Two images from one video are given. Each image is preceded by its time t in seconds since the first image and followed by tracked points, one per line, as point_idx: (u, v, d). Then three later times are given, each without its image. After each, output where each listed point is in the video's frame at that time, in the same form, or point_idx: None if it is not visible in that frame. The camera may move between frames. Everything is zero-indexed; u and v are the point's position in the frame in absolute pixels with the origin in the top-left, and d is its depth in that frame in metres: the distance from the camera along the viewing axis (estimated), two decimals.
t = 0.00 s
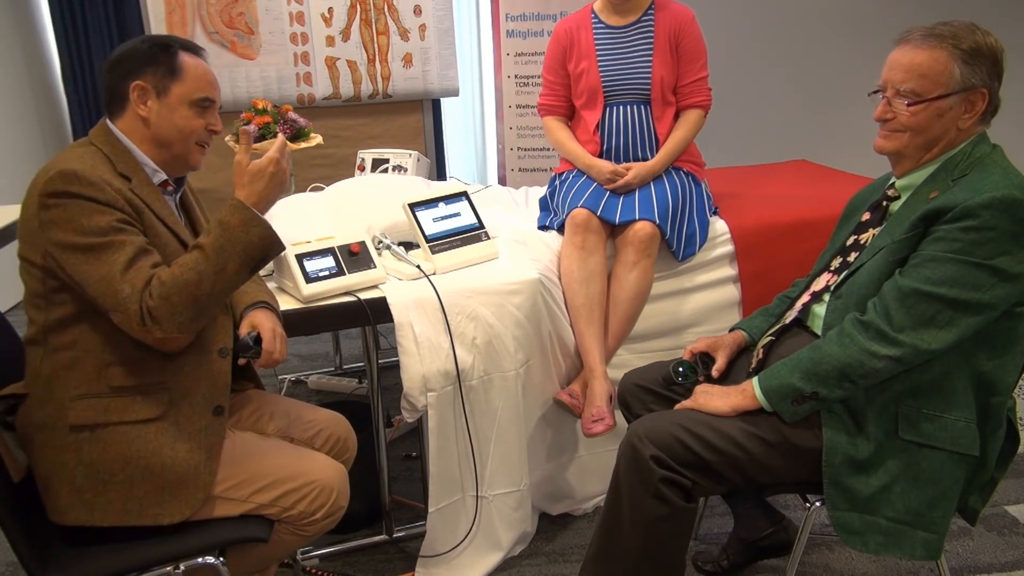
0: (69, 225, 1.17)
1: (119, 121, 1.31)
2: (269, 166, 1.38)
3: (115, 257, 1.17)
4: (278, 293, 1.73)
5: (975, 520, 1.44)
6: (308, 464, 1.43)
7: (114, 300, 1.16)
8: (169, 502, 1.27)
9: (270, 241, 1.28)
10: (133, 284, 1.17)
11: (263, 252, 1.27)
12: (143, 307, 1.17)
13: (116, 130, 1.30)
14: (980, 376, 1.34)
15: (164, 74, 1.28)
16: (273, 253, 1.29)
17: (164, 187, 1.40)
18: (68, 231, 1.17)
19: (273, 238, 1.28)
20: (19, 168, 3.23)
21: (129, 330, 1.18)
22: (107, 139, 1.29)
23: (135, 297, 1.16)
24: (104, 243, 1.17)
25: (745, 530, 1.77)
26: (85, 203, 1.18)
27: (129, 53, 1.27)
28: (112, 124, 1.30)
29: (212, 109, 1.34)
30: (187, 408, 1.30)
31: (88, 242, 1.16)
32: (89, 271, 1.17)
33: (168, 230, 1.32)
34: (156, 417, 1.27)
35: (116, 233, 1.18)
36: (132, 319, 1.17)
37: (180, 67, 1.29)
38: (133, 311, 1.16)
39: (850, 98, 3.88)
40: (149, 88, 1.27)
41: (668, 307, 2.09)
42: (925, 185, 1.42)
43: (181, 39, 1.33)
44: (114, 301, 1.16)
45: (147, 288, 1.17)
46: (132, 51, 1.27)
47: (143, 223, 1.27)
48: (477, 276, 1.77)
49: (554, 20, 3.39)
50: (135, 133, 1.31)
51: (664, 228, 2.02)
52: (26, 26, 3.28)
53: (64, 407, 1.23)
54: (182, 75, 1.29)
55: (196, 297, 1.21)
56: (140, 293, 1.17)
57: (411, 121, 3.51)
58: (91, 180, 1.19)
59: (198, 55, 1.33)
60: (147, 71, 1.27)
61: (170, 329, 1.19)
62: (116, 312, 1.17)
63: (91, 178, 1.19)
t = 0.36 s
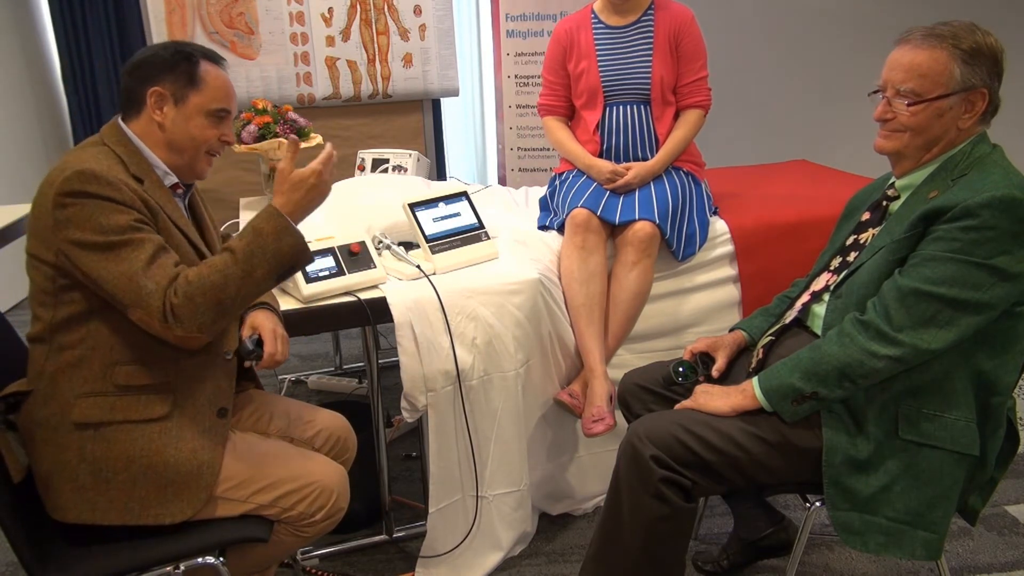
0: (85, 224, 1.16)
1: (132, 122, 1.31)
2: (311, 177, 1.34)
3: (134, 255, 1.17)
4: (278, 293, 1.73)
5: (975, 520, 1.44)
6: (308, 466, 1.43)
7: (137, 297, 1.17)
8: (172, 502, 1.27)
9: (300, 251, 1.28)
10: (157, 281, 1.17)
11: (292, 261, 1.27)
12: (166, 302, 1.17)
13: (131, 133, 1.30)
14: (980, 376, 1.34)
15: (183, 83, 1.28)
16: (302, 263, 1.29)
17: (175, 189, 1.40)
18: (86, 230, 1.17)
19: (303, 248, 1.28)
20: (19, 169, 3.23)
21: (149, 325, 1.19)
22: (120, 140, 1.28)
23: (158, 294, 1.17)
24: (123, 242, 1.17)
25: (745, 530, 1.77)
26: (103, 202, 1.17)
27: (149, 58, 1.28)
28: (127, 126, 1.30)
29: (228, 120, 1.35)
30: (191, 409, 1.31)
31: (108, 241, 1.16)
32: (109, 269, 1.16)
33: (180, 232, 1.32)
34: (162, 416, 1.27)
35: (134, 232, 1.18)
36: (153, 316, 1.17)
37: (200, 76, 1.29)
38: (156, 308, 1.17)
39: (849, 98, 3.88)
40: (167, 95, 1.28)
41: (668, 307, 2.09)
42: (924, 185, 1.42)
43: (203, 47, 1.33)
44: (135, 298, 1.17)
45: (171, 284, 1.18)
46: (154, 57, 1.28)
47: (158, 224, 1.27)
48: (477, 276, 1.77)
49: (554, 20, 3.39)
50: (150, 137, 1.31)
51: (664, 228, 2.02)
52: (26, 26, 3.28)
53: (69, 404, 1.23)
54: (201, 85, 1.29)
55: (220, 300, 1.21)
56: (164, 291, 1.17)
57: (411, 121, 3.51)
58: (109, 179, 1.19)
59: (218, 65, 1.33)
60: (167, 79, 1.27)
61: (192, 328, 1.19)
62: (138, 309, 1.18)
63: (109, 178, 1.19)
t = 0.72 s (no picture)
0: (85, 228, 1.16)
1: (136, 125, 1.31)
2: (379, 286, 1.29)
3: (134, 262, 1.17)
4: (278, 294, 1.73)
5: (975, 519, 1.44)
6: (308, 466, 1.43)
7: (136, 304, 1.16)
8: (172, 504, 1.27)
9: (327, 332, 1.26)
10: (156, 288, 1.17)
11: (315, 338, 1.26)
12: (166, 314, 1.17)
13: (133, 135, 1.30)
14: (980, 376, 1.34)
15: (185, 84, 1.28)
16: (323, 343, 1.27)
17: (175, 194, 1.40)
18: (85, 235, 1.16)
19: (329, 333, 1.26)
20: (19, 169, 3.23)
21: (145, 335, 1.18)
22: (124, 143, 1.28)
23: (157, 307, 1.16)
24: (123, 248, 1.16)
25: (745, 530, 1.77)
26: (104, 207, 1.17)
27: (152, 61, 1.28)
28: (130, 129, 1.30)
29: (230, 121, 1.35)
30: (189, 410, 1.32)
31: (107, 247, 1.16)
32: (109, 275, 1.16)
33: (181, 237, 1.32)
34: (162, 421, 1.27)
35: (136, 240, 1.18)
36: (150, 326, 1.17)
37: (202, 78, 1.29)
38: (155, 319, 1.16)
39: (849, 98, 3.88)
40: (170, 98, 1.28)
41: (668, 307, 2.09)
42: (924, 185, 1.42)
43: (205, 49, 1.33)
44: (133, 305, 1.17)
45: (177, 297, 1.18)
46: (157, 59, 1.28)
47: (158, 229, 1.26)
48: (477, 276, 1.77)
49: (554, 20, 3.39)
50: (153, 139, 1.31)
51: (664, 228, 2.02)
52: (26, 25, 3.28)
53: (67, 408, 1.23)
54: (203, 87, 1.29)
55: (227, 335, 1.20)
56: (164, 307, 1.17)
57: (411, 121, 3.51)
58: (112, 184, 1.18)
59: (220, 66, 1.33)
60: (169, 81, 1.27)
61: (188, 350, 1.19)
62: (135, 317, 1.17)
63: (112, 183, 1.18)
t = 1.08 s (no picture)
0: (50, 235, 1.16)
1: (116, 125, 1.31)
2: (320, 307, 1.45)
3: (88, 273, 1.16)
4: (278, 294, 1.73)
5: (975, 520, 1.44)
6: (308, 466, 1.44)
7: (81, 317, 1.16)
8: (167, 508, 1.27)
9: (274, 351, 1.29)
10: (100, 302, 1.16)
11: (262, 357, 1.28)
12: (107, 329, 1.16)
13: (115, 136, 1.31)
14: (980, 376, 1.34)
15: (160, 79, 1.28)
16: (268, 364, 1.30)
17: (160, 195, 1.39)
18: (49, 241, 1.16)
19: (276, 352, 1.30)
20: (20, 169, 3.23)
21: (85, 349, 1.18)
22: (107, 146, 1.29)
23: (99, 322, 1.16)
24: (79, 258, 1.16)
25: (745, 530, 1.77)
26: (71, 213, 1.17)
27: (125, 58, 1.28)
28: (112, 129, 1.31)
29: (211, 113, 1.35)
30: (182, 415, 1.31)
31: (64, 255, 1.15)
32: (63, 284, 1.16)
33: (162, 242, 1.30)
34: (152, 426, 1.27)
35: (96, 251, 1.17)
36: (89, 339, 1.17)
37: (176, 70, 1.29)
38: (95, 334, 1.16)
39: (849, 98, 3.88)
40: (146, 94, 1.28)
41: (669, 307, 2.09)
42: (925, 185, 1.42)
43: (179, 41, 1.33)
44: (77, 318, 1.16)
45: (122, 314, 1.17)
46: (130, 56, 1.28)
47: (132, 236, 1.25)
48: (477, 276, 1.77)
49: (554, 20, 3.39)
50: (134, 137, 1.31)
51: (664, 228, 2.02)
52: (26, 25, 3.28)
53: (57, 418, 1.22)
54: (178, 79, 1.29)
55: (172, 355, 1.20)
56: (106, 322, 1.16)
57: (411, 121, 3.51)
58: (81, 189, 1.18)
59: (196, 58, 1.33)
60: (145, 77, 1.28)
61: (129, 368, 1.18)
62: (79, 329, 1.17)
63: (81, 188, 1.18)
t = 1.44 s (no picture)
0: (31, 232, 1.17)
1: (97, 123, 1.31)
2: (265, 222, 1.39)
3: (63, 267, 1.16)
4: (277, 293, 1.73)
5: (975, 520, 1.44)
6: (308, 466, 1.43)
7: (58, 308, 1.16)
8: (163, 511, 1.28)
9: (242, 287, 1.26)
10: (74, 294, 1.15)
11: (231, 296, 1.25)
12: (80, 319, 1.15)
13: (98, 134, 1.30)
14: (980, 376, 1.34)
15: (136, 73, 1.28)
16: (241, 300, 1.27)
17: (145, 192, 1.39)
18: (29, 238, 1.17)
19: (245, 286, 1.26)
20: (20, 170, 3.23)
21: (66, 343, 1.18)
22: (88, 143, 1.29)
23: (72, 311, 1.15)
24: (58, 253, 1.16)
25: (745, 530, 1.77)
26: (51, 209, 1.18)
27: (101, 55, 1.28)
28: (93, 128, 1.30)
29: (191, 104, 1.35)
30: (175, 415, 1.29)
31: (44, 250, 1.16)
32: (43, 279, 1.17)
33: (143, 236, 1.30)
34: (146, 425, 1.27)
35: (74, 244, 1.17)
36: (66, 331, 1.16)
37: (151, 63, 1.29)
38: (71, 320, 1.15)
39: (849, 98, 3.88)
40: (123, 90, 1.28)
41: (669, 307, 2.09)
42: (925, 185, 1.42)
43: (154, 36, 1.33)
44: (55, 311, 1.16)
45: (92, 300, 1.16)
46: (106, 53, 1.28)
47: (113, 232, 1.26)
48: (477, 275, 1.77)
49: (554, 20, 3.39)
50: (116, 134, 1.31)
51: (664, 228, 2.02)
52: (26, 25, 3.28)
53: (51, 419, 1.23)
54: (153, 72, 1.29)
55: (143, 323, 1.17)
56: (77, 310, 1.15)
57: (411, 121, 3.51)
58: (60, 186, 1.19)
59: (173, 52, 1.33)
60: (119, 72, 1.28)
61: (107, 348, 1.16)
62: (59, 324, 1.17)
63: (60, 185, 1.19)
